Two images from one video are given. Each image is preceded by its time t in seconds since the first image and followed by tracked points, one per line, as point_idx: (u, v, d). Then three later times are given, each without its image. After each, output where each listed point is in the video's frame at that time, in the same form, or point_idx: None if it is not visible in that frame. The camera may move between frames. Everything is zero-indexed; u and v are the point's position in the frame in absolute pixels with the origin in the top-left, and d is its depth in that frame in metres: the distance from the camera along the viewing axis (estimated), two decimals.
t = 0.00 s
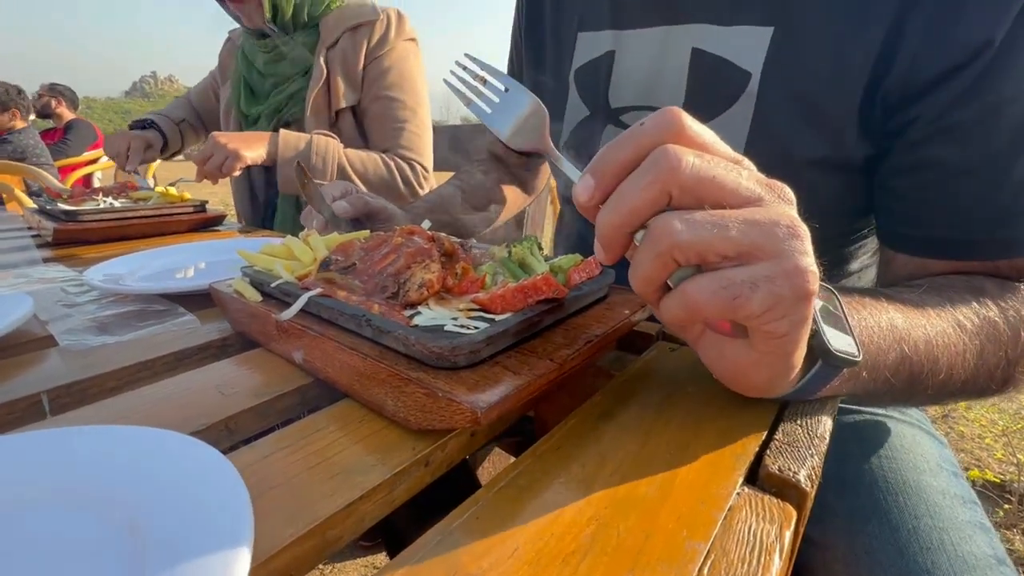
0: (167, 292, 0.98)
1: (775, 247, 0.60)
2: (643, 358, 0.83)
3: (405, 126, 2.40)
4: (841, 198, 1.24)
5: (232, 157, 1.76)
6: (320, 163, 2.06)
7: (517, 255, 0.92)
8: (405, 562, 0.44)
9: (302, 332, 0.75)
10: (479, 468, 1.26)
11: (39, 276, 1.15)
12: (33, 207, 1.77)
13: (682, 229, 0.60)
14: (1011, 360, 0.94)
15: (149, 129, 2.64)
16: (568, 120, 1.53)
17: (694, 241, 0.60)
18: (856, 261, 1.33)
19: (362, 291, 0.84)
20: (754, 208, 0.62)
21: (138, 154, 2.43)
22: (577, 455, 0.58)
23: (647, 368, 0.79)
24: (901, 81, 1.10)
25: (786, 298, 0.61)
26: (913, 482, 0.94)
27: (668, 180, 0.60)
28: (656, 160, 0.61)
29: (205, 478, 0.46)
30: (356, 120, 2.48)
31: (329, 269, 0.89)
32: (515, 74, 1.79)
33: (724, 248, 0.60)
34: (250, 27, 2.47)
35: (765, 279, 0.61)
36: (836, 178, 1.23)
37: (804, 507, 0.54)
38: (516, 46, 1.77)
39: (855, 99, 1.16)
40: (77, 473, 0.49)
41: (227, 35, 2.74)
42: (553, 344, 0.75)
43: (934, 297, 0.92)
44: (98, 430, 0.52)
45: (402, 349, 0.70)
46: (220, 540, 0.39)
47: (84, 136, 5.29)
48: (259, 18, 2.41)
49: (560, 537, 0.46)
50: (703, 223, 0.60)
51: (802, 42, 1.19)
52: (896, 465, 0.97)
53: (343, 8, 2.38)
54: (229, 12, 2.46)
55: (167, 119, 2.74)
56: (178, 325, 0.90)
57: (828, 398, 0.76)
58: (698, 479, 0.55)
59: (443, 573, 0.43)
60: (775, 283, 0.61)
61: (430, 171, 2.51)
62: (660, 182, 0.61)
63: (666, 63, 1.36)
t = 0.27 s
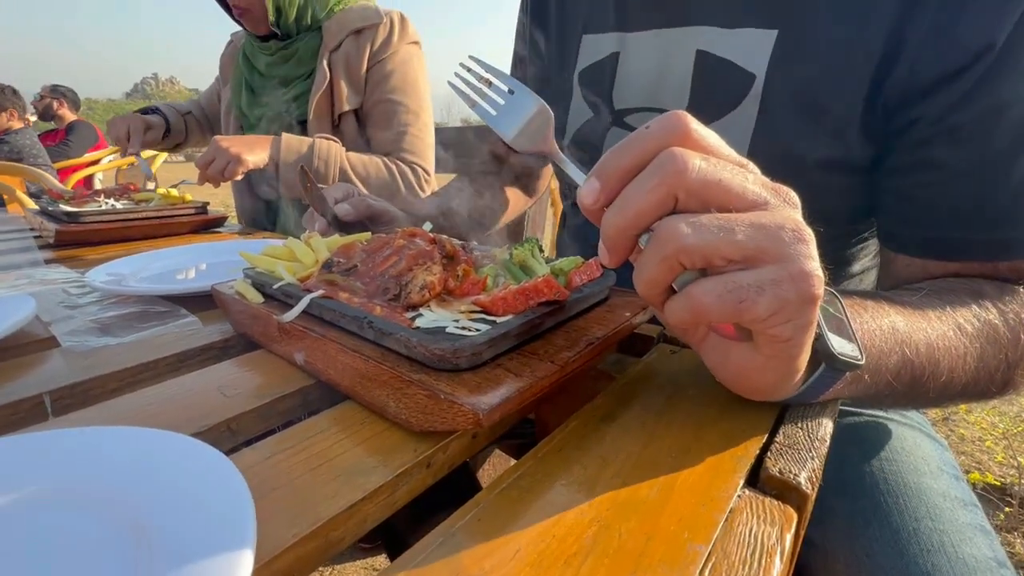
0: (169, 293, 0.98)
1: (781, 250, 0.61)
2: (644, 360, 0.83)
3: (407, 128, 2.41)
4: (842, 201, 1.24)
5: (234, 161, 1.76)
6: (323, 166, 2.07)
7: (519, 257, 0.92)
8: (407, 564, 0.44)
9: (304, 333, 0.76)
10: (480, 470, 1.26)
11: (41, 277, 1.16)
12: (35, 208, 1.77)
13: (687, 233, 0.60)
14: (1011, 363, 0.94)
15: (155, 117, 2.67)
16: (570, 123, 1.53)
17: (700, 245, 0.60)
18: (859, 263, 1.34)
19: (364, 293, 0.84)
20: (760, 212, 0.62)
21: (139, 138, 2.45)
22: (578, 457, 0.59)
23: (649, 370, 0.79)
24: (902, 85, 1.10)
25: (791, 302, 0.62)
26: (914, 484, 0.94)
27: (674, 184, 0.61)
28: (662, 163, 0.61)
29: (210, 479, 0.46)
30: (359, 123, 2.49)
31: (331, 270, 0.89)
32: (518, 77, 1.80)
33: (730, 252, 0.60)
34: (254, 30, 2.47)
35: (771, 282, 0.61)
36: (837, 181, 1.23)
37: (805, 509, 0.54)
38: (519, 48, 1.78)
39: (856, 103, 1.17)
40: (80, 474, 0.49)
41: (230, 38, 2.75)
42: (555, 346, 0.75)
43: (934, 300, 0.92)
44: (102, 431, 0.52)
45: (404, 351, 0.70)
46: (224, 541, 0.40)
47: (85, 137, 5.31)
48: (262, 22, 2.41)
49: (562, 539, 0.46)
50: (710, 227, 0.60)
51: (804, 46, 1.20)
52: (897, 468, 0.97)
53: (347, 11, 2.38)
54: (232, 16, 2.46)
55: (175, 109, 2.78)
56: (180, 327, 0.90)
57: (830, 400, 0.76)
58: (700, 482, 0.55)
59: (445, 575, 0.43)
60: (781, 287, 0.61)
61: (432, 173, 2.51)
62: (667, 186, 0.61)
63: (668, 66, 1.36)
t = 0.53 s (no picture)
0: (170, 294, 0.98)
1: (781, 252, 0.61)
2: (643, 361, 0.83)
3: (409, 131, 2.41)
4: (842, 203, 1.25)
5: (236, 162, 1.77)
6: (324, 169, 2.07)
7: (519, 259, 0.93)
8: (406, 563, 0.44)
9: (305, 334, 0.76)
10: (479, 471, 1.27)
11: (43, 278, 1.16)
12: (35, 209, 1.77)
13: (688, 234, 0.60)
14: (1010, 366, 0.94)
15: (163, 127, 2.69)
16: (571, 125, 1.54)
17: (700, 246, 0.60)
18: (858, 266, 1.34)
19: (365, 294, 0.84)
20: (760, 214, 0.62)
21: (148, 148, 2.48)
22: (577, 457, 0.59)
23: (647, 371, 0.80)
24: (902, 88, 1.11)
25: (791, 304, 0.62)
26: (914, 489, 0.94)
27: (674, 186, 0.61)
28: (663, 165, 0.61)
29: (210, 480, 0.46)
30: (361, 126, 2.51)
31: (332, 272, 0.90)
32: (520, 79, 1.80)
33: (730, 254, 0.61)
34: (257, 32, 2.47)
35: (771, 284, 0.61)
36: (836, 184, 1.24)
37: (802, 510, 0.54)
38: (521, 51, 1.78)
39: (856, 106, 1.17)
40: (82, 474, 0.49)
41: (231, 40, 2.76)
42: (554, 347, 0.76)
43: (932, 303, 0.93)
44: (103, 432, 0.53)
45: (405, 352, 0.70)
46: (225, 540, 0.40)
47: (86, 137, 5.31)
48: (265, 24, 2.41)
49: (560, 539, 0.47)
50: (710, 228, 0.60)
51: (804, 50, 1.20)
52: (896, 472, 0.97)
53: (349, 14, 2.39)
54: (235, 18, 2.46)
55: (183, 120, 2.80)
56: (180, 327, 0.91)
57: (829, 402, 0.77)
58: (698, 482, 0.55)
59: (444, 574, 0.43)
60: (781, 288, 0.61)
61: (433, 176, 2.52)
62: (667, 187, 0.61)
63: (669, 69, 1.37)
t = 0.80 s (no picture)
0: (168, 295, 0.98)
1: (780, 254, 0.61)
2: (642, 363, 0.83)
3: (409, 134, 2.41)
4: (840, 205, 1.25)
5: (237, 165, 1.78)
6: (324, 172, 2.07)
7: (517, 260, 0.93)
8: (404, 565, 0.44)
9: (303, 335, 0.76)
10: (478, 472, 1.27)
11: (41, 279, 1.16)
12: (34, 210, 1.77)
13: (687, 235, 0.60)
14: (1008, 369, 0.94)
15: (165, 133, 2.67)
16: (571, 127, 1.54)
17: (700, 248, 0.60)
18: (857, 267, 1.34)
19: (363, 296, 0.84)
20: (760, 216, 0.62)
21: (151, 156, 2.45)
22: (575, 459, 0.59)
23: (646, 373, 0.80)
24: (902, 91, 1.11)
25: (790, 305, 0.62)
26: (913, 491, 0.94)
27: (674, 188, 0.61)
28: (663, 166, 0.61)
29: (209, 480, 0.46)
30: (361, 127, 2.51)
31: (331, 273, 0.90)
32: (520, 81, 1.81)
33: (729, 255, 0.61)
34: (258, 35, 2.47)
35: (771, 285, 0.61)
36: (835, 186, 1.24)
37: (800, 512, 0.54)
38: (521, 53, 1.79)
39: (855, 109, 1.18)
40: (79, 474, 0.49)
41: (226, 40, 2.76)
42: (553, 348, 0.76)
43: (930, 305, 0.93)
44: (101, 432, 0.53)
45: (403, 353, 0.70)
46: (223, 540, 0.40)
47: (86, 137, 5.32)
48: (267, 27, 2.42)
49: (558, 540, 0.47)
50: (709, 229, 0.60)
51: (803, 52, 1.20)
52: (896, 474, 0.97)
53: (348, 16, 2.40)
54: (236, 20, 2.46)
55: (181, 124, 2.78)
56: (179, 328, 0.91)
57: (828, 403, 0.77)
58: (696, 484, 0.55)
59: None
60: (780, 289, 0.61)
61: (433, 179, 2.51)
62: (667, 189, 0.61)
63: (668, 72, 1.37)
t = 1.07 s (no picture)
0: (167, 296, 0.98)
1: (775, 255, 0.61)
2: (640, 364, 0.83)
3: (408, 134, 2.41)
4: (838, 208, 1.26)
5: (235, 168, 1.78)
6: (324, 172, 2.07)
7: (517, 261, 0.93)
8: (402, 565, 0.44)
9: (302, 336, 0.76)
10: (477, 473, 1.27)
11: (40, 279, 1.16)
12: (34, 210, 1.77)
13: (683, 236, 0.61)
14: (1006, 370, 0.94)
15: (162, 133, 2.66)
16: (571, 128, 1.54)
17: (696, 249, 0.60)
18: (856, 269, 1.35)
19: (361, 297, 0.85)
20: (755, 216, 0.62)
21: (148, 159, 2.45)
22: (573, 460, 0.59)
23: (644, 374, 0.80)
24: (900, 94, 1.11)
25: (786, 306, 0.62)
26: (912, 492, 0.94)
27: (670, 189, 0.61)
28: (660, 167, 0.61)
29: (207, 480, 0.46)
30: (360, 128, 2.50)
31: (330, 274, 0.90)
32: (520, 82, 1.81)
33: (726, 256, 0.61)
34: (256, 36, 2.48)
35: (766, 286, 0.61)
36: (834, 188, 1.24)
37: (798, 513, 0.54)
38: (521, 55, 1.79)
39: (854, 111, 1.18)
40: (76, 477, 0.49)
41: (226, 41, 2.76)
42: (551, 349, 0.76)
43: (928, 307, 0.93)
44: (99, 432, 0.53)
45: (401, 354, 0.70)
46: (221, 539, 0.40)
47: (86, 137, 5.32)
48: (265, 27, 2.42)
49: (556, 541, 0.47)
50: (705, 230, 0.60)
51: (802, 55, 1.21)
52: (894, 476, 0.98)
53: (346, 16, 2.40)
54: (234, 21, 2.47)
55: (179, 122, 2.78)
56: (178, 329, 0.91)
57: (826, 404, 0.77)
58: (694, 485, 0.55)
59: None
60: (776, 290, 0.61)
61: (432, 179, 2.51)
62: (663, 189, 0.62)
63: (668, 73, 1.37)
